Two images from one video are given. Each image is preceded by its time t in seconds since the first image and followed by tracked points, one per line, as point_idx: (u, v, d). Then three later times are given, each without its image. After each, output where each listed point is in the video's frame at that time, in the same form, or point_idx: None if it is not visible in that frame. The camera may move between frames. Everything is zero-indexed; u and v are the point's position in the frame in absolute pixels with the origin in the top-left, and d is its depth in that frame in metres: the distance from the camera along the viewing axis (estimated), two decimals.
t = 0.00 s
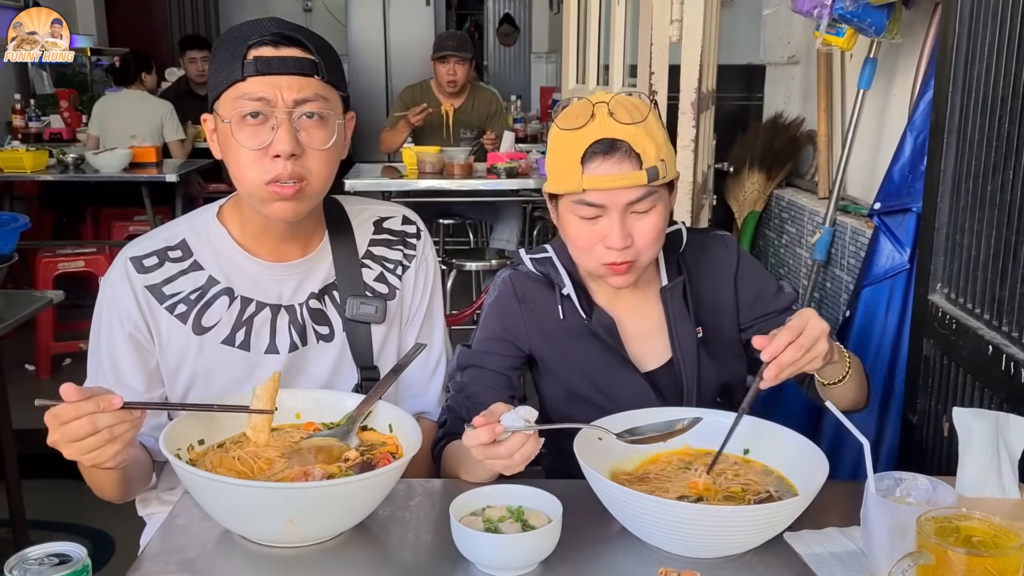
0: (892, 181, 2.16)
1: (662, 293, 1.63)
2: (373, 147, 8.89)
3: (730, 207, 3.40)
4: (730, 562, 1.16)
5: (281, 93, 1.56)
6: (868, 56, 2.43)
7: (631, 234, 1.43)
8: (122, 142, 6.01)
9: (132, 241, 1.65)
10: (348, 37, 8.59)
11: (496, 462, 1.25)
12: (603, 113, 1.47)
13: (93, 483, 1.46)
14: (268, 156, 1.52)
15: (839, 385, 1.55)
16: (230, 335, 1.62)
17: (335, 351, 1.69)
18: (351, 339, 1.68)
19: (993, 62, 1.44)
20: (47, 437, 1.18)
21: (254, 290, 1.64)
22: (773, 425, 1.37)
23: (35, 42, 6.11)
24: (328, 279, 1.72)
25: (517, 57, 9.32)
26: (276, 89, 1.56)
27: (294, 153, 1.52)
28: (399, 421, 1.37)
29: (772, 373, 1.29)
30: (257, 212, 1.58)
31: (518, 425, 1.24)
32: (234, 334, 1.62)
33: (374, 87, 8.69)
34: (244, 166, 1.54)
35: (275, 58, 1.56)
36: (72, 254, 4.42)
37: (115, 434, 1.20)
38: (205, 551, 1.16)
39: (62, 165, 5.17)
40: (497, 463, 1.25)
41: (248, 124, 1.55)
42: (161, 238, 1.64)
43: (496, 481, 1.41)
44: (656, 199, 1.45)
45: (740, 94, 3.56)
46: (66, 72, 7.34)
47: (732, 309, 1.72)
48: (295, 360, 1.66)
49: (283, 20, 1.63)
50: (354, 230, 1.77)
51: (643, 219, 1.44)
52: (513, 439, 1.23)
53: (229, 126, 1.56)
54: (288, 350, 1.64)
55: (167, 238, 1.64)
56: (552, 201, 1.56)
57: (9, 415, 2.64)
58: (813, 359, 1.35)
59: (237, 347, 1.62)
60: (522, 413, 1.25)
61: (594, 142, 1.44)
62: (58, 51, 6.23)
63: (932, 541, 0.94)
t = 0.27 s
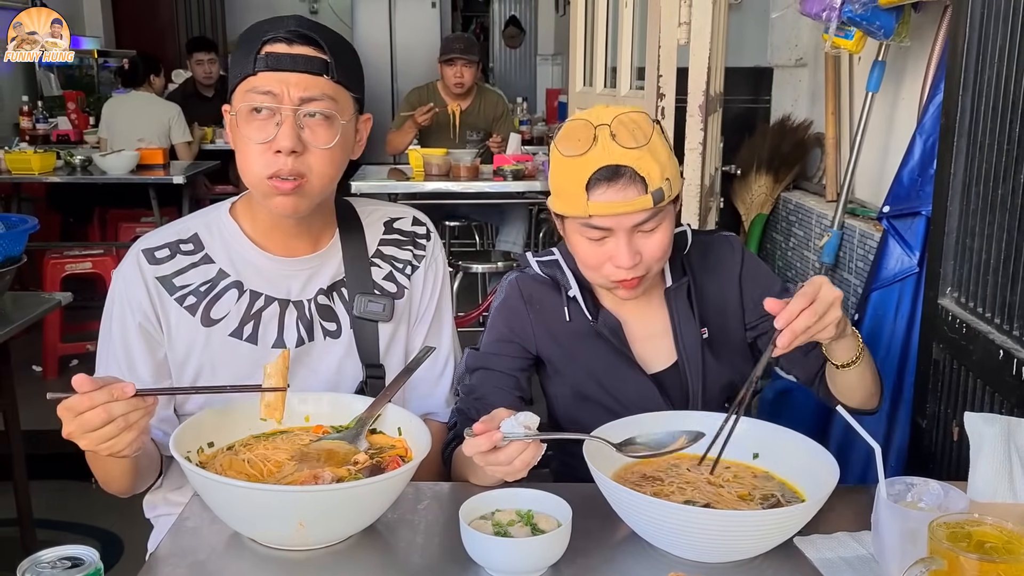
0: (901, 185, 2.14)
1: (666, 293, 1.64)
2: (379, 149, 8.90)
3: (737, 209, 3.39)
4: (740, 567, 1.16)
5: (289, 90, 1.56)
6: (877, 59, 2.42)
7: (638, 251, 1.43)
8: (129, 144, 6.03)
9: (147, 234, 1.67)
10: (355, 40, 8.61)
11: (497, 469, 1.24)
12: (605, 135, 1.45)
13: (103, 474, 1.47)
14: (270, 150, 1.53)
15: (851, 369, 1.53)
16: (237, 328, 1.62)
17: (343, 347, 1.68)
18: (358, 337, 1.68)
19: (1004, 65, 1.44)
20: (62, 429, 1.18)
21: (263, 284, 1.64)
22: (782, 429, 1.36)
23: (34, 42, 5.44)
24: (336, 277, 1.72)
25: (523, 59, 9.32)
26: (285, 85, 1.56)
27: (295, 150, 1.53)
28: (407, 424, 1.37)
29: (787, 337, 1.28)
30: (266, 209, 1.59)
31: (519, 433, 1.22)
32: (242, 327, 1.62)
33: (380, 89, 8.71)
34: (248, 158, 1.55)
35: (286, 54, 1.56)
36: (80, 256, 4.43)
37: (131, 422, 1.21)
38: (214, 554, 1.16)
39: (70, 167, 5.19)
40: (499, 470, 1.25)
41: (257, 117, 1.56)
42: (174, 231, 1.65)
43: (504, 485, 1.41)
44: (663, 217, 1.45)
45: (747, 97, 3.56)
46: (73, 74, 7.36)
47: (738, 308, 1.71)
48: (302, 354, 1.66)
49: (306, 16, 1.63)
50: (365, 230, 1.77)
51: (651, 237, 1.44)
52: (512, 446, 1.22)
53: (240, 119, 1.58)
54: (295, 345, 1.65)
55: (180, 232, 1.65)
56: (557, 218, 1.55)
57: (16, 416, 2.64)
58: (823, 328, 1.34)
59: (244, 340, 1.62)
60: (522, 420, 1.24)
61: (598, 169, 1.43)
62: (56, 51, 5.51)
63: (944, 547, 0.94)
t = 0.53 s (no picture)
0: (902, 189, 2.14)
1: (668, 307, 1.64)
2: (382, 152, 8.92)
3: (738, 213, 3.40)
4: (740, 570, 1.16)
5: (295, 95, 1.57)
6: (878, 63, 2.42)
7: (637, 251, 1.43)
8: (132, 148, 6.04)
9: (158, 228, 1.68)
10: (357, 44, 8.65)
11: (496, 469, 1.25)
12: (599, 130, 1.47)
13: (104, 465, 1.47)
14: (272, 153, 1.54)
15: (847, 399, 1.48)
16: (242, 323, 1.62)
17: (346, 346, 1.68)
18: (361, 336, 1.67)
19: (1004, 69, 1.44)
20: (65, 411, 1.18)
21: (269, 281, 1.65)
22: (783, 433, 1.36)
23: (33, 41, 5.26)
24: (341, 277, 1.72)
25: (525, 62, 9.34)
26: (291, 90, 1.57)
27: (297, 155, 1.54)
28: (408, 428, 1.38)
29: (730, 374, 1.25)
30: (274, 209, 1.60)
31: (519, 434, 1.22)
32: (247, 323, 1.62)
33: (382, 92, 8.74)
34: (253, 157, 1.57)
35: (296, 60, 1.57)
36: (82, 259, 4.44)
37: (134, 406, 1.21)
38: (216, 557, 1.16)
39: (73, 171, 5.20)
40: (498, 470, 1.25)
41: (263, 118, 1.58)
42: (183, 226, 1.66)
43: (505, 488, 1.41)
44: (661, 214, 1.45)
45: (748, 101, 3.57)
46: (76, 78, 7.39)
47: (742, 320, 1.71)
48: (303, 352, 1.66)
49: (323, 22, 1.64)
50: (371, 232, 1.77)
51: (648, 236, 1.44)
52: (511, 446, 1.23)
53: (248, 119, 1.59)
54: (299, 341, 1.65)
55: (189, 227, 1.66)
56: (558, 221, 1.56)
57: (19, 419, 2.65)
58: (781, 371, 1.28)
59: (249, 335, 1.63)
60: (523, 420, 1.24)
61: (592, 162, 1.44)
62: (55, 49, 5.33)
63: (944, 551, 0.94)
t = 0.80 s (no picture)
0: (902, 192, 2.14)
1: (669, 319, 1.61)
2: (383, 155, 8.94)
3: (738, 216, 3.40)
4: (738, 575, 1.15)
5: (297, 92, 1.57)
6: (877, 66, 2.42)
7: (632, 256, 1.42)
8: (133, 150, 6.05)
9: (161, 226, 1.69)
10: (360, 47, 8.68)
11: (491, 469, 1.25)
12: (594, 136, 1.47)
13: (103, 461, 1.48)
14: (275, 149, 1.54)
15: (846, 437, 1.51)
16: (241, 319, 1.62)
17: (344, 344, 1.68)
18: (359, 334, 1.67)
19: (1002, 73, 1.44)
20: (61, 410, 1.19)
21: (268, 278, 1.65)
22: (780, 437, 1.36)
23: (36, 41, 5.38)
24: (341, 274, 1.71)
25: (526, 65, 9.36)
26: (292, 86, 1.57)
27: (299, 150, 1.54)
28: (406, 431, 1.37)
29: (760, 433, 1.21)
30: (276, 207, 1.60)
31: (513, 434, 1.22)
32: (246, 318, 1.63)
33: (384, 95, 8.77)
34: (255, 155, 1.57)
35: (297, 57, 1.57)
36: (83, 261, 4.45)
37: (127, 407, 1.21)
38: (214, 561, 1.16)
39: (74, 174, 5.21)
40: (490, 469, 1.25)
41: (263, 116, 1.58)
42: (184, 224, 1.67)
43: (504, 491, 1.41)
44: (656, 219, 1.44)
45: (749, 104, 3.56)
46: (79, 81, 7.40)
47: (743, 334, 1.68)
48: (302, 349, 1.66)
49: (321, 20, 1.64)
50: (371, 232, 1.77)
51: (644, 241, 1.43)
52: (506, 446, 1.22)
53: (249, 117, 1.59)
54: (297, 338, 1.65)
55: (190, 224, 1.67)
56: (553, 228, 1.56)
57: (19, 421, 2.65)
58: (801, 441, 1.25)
59: (248, 331, 1.63)
60: (518, 420, 1.24)
61: (586, 166, 1.45)
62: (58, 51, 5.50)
63: (941, 556, 0.93)
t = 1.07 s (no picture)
0: (905, 197, 2.14)
1: (674, 326, 1.61)
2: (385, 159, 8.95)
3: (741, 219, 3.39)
4: None
5: (301, 93, 1.57)
6: (880, 70, 2.42)
7: (640, 260, 1.42)
8: (136, 154, 6.05)
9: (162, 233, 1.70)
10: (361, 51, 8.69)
11: (489, 471, 1.24)
12: (602, 136, 1.47)
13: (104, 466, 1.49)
14: (282, 153, 1.54)
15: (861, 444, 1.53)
16: (242, 323, 1.62)
17: (344, 348, 1.68)
18: (359, 338, 1.67)
19: (1005, 79, 1.44)
20: (66, 427, 1.19)
21: (268, 282, 1.65)
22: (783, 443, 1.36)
23: (35, 42, 5.28)
24: (341, 278, 1.72)
25: (528, 68, 9.36)
26: (296, 88, 1.57)
27: (307, 153, 1.55)
28: (408, 436, 1.37)
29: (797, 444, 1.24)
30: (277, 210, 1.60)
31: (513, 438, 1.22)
32: (247, 323, 1.62)
33: (386, 99, 8.78)
34: (260, 158, 1.57)
35: (299, 59, 1.57)
36: (86, 265, 4.46)
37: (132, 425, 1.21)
38: (215, 567, 1.16)
39: (77, 177, 5.22)
40: (488, 473, 1.25)
41: (268, 120, 1.57)
42: (185, 229, 1.67)
43: (506, 498, 1.41)
44: (665, 220, 1.44)
45: (751, 108, 3.56)
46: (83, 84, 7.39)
47: (748, 343, 1.68)
48: (302, 354, 1.65)
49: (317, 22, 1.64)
50: (370, 236, 1.77)
51: (652, 242, 1.43)
52: (504, 449, 1.22)
53: (252, 124, 1.59)
54: (298, 343, 1.64)
55: (191, 230, 1.67)
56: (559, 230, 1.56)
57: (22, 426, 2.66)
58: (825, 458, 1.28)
59: (248, 336, 1.62)
60: (518, 423, 1.24)
61: (594, 166, 1.45)
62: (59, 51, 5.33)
63: (945, 564, 0.93)
